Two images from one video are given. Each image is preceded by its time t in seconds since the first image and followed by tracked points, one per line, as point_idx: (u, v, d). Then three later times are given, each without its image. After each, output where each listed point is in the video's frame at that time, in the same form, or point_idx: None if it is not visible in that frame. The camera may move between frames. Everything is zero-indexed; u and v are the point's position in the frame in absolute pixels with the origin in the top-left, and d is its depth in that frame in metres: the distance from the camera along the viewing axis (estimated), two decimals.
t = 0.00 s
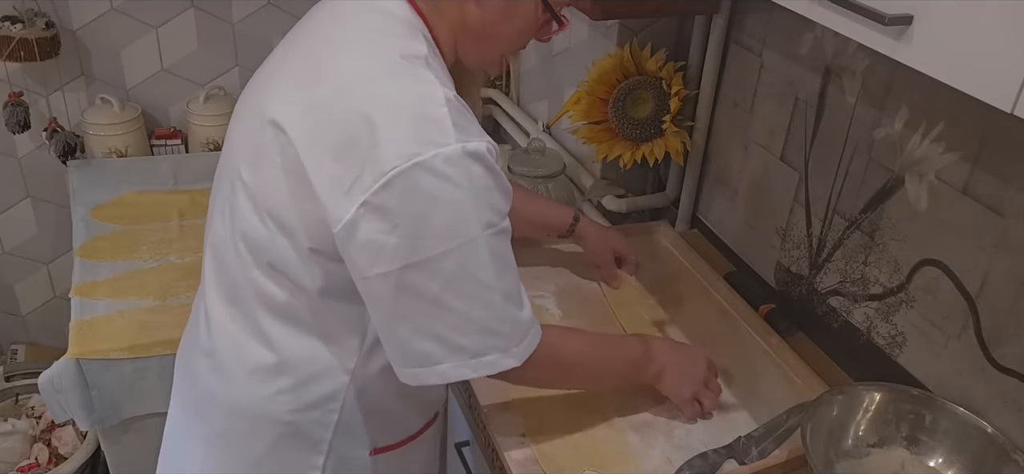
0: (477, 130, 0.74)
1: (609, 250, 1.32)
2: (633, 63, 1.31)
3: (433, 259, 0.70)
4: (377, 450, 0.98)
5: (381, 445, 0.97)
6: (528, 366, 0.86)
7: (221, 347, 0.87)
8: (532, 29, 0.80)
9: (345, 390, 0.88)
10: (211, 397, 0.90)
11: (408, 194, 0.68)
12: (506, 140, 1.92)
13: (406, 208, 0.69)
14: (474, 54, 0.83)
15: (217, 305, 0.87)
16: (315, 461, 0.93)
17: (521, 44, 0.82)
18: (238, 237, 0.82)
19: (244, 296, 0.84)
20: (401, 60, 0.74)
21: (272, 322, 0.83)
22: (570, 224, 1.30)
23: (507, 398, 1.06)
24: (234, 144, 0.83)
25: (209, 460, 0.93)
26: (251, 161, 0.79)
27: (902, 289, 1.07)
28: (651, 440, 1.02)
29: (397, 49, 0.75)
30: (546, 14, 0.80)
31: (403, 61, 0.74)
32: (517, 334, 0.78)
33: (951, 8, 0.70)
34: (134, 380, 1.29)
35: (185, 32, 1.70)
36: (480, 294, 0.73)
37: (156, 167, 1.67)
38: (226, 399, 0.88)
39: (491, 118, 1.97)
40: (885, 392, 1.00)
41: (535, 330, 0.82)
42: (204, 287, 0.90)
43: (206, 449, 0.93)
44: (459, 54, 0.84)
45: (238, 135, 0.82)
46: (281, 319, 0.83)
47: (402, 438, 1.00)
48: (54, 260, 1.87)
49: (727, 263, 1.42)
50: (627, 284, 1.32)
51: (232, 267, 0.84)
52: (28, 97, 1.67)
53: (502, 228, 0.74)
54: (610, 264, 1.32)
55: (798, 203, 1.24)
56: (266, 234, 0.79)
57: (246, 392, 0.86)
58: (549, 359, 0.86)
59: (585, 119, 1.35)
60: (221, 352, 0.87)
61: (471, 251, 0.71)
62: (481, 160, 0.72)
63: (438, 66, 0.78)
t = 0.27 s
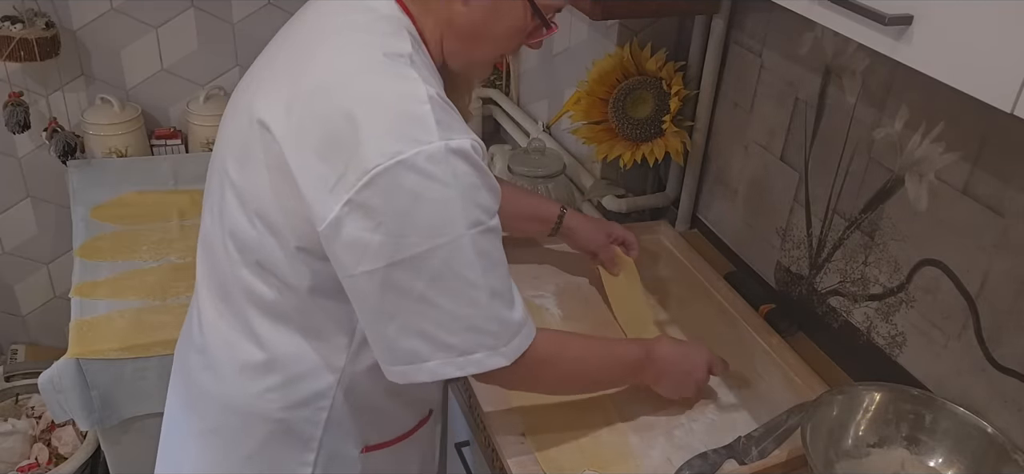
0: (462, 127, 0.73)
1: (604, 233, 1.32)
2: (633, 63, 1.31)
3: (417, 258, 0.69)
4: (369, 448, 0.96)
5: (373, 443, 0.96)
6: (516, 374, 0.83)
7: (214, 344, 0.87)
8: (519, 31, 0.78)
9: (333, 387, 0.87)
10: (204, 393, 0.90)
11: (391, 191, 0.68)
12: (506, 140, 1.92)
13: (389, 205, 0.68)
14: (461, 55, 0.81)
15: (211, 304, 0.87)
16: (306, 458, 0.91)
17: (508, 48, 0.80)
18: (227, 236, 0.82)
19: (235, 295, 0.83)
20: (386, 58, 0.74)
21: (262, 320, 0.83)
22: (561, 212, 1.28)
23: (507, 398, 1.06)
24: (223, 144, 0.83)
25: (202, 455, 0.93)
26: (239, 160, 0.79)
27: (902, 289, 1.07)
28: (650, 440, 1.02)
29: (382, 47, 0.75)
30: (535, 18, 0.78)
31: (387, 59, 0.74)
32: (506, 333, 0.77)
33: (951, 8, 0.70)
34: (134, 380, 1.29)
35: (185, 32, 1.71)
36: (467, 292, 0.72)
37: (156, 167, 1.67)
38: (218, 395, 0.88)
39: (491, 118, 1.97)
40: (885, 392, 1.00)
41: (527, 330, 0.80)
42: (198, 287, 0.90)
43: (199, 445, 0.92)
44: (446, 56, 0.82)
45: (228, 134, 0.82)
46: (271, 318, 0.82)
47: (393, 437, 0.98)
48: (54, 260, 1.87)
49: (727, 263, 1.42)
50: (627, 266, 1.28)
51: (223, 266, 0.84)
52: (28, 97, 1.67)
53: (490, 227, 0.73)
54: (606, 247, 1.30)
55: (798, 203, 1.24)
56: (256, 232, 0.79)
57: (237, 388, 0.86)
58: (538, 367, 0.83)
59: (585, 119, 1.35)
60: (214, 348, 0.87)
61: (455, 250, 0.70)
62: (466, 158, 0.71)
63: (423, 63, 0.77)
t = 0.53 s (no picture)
0: (449, 132, 0.68)
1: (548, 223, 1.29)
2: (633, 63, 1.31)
3: (387, 265, 0.64)
4: (364, 444, 0.92)
5: (368, 439, 0.91)
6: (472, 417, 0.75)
7: (209, 342, 0.84)
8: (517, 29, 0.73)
9: (329, 383, 0.83)
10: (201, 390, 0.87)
11: (365, 191, 0.64)
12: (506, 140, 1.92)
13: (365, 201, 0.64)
14: (454, 56, 0.75)
15: (205, 303, 0.85)
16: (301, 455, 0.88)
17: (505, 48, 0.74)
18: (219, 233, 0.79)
19: (226, 294, 0.81)
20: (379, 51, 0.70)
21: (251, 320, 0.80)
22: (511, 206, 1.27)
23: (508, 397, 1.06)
24: (216, 138, 0.80)
25: (198, 454, 0.90)
26: (229, 155, 0.76)
27: (902, 289, 1.07)
28: (650, 440, 1.02)
29: (376, 41, 0.71)
30: (532, 14, 0.73)
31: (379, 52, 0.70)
32: (472, 356, 0.70)
33: (951, 8, 0.70)
34: (134, 380, 1.29)
35: (185, 32, 1.70)
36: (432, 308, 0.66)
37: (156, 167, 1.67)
38: (213, 394, 0.85)
39: (491, 118, 1.97)
40: (885, 392, 1.00)
41: (489, 361, 0.73)
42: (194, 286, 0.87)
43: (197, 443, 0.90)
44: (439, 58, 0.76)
45: (221, 127, 0.79)
46: (261, 318, 0.79)
47: (385, 435, 0.93)
48: (54, 260, 1.87)
49: (727, 263, 1.42)
50: (578, 257, 1.28)
51: (217, 264, 0.81)
52: (28, 97, 1.67)
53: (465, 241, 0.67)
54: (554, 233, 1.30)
55: (798, 203, 1.24)
56: (245, 229, 0.75)
57: (232, 387, 0.83)
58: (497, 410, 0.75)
59: (585, 119, 1.35)
60: (209, 347, 0.85)
61: (423, 259, 0.65)
62: (448, 163, 0.66)
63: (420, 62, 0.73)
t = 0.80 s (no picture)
0: (435, 134, 0.68)
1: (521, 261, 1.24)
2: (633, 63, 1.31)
3: (363, 264, 0.64)
4: (352, 444, 0.90)
5: (356, 439, 0.90)
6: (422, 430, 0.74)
7: (199, 336, 0.84)
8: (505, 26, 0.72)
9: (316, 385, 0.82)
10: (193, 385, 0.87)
11: (342, 189, 0.63)
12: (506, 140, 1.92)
13: (342, 198, 0.63)
14: (445, 55, 0.74)
15: (195, 297, 0.84)
16: (289, 454, 0.87)
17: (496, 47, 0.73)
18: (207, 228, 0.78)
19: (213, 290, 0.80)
20: (367, 49, 0.69)
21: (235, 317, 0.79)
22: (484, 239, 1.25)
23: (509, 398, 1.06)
24: (207, 131, 0.79)
25: (188, 449, 0.89)
26: (218, 149, 0.76)
27: (902, 289, 1.08)
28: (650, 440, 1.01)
29: (365, 39, 0.70)
30: (519, 15, 0.72)
31: (367, 51, 0.69)
32: (440, 363, 0.69)
33: (951, 8, 0.71)
34: (134, 380, 1.29)
35: (185, 32, 1.70)
36: (406, 309, 0.66)
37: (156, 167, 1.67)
38: (205, 391, 0.85)
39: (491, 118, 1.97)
40: (885, 392, 1.00)
41: (460, 370, 0.71)
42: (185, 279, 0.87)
43: (187, 438, 0.89)
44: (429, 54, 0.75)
45: (213, 120, 0.79)
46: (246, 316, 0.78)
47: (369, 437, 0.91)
48: (54, 260, 1.87)
49: (728, 263, 1.42)
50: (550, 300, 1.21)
51: (205, 259, 0.80)
52: (28, 97, 1.67)
53: (442, 247, 0.67)
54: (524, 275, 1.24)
55: (798, 203, 1.24)
56: (231, 225, 0.75)
57: (220, 383, 0.83)
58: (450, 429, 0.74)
59: (585, 119, 1.35)
60: (200, 342, 0.85)
61: (397, 260, 0.65)
62: (428, 166, 0.65)
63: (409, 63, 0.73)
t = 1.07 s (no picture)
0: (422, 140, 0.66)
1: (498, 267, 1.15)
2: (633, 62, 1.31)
3: (328, 260, 0.62)
4: (347, 443, 0.92)
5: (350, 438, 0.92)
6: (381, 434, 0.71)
7: (186, 334, 0.83)
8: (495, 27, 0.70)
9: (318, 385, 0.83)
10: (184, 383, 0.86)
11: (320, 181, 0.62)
12: (506, 140, 1.92)
13: (316, 190, 0.62)
14: (434, 56, 0.73)
15: (184, 293, 0.83)
16: (283, 453, 0.88)
17: (486, 48, 0.72)
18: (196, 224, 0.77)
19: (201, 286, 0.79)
20: (362, 50, 0.67)
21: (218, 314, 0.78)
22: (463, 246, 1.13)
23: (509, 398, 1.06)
24: (202, 125, 0.78)
25: (180, 449, 0.89)
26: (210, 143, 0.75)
27: (902, 289, 1.07)
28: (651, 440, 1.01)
29: (360, 39, 0.68)
30: (510, 17, 0.71)
31: (361, 52, 0.67)
32: (394, 374, 0.66)
33: (951, 8, 0.70)
34: (134, 380, 1.29)
35: (185, 32, 1.70)
36: (362, 310, 0.64)
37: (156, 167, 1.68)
38: (193, 389, 0.85)
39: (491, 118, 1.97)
40: (885, 392, 1.00)
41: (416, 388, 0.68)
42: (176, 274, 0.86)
43: (179, 436, 0.89)
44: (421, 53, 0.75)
45: (209, 114, 0.78)
46: (234, 315, 0.77)
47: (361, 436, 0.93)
48: (54, 260, 1.87)
49: (728, 263, 1.42)
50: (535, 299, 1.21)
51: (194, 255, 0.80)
52: (28, 97, 1.67)
53: (410, 257, 0.64)
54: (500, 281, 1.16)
55: (798, 203, 1.24)
56: (217, 220, 0.73)
57: (210, 382, 0.82)
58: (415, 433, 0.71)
59: (585, 119, 1.35)
60: (187, 339, 0.84)
61: (360, 260, 0.63)
62: (412, 172, 0.64)
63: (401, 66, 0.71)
